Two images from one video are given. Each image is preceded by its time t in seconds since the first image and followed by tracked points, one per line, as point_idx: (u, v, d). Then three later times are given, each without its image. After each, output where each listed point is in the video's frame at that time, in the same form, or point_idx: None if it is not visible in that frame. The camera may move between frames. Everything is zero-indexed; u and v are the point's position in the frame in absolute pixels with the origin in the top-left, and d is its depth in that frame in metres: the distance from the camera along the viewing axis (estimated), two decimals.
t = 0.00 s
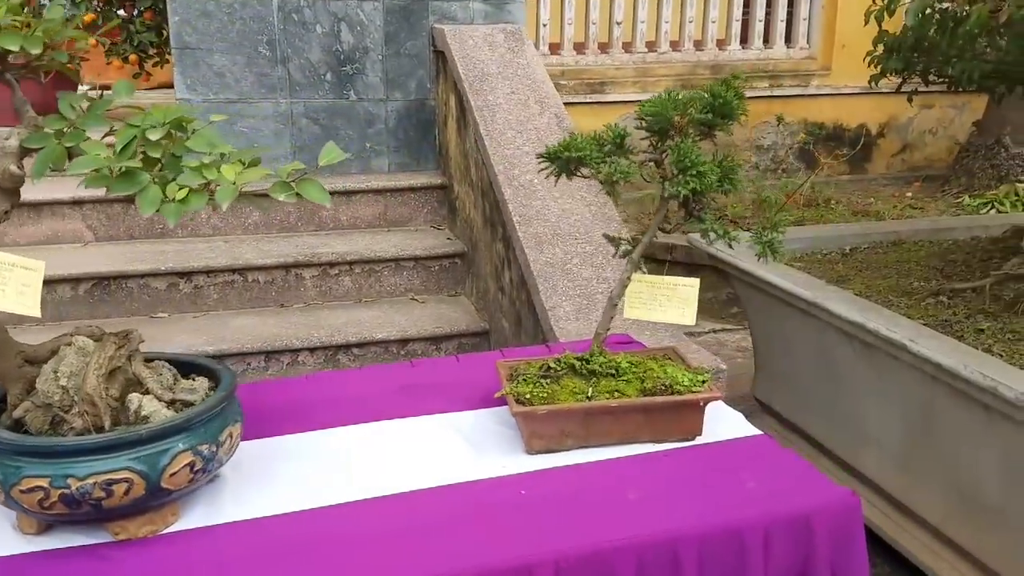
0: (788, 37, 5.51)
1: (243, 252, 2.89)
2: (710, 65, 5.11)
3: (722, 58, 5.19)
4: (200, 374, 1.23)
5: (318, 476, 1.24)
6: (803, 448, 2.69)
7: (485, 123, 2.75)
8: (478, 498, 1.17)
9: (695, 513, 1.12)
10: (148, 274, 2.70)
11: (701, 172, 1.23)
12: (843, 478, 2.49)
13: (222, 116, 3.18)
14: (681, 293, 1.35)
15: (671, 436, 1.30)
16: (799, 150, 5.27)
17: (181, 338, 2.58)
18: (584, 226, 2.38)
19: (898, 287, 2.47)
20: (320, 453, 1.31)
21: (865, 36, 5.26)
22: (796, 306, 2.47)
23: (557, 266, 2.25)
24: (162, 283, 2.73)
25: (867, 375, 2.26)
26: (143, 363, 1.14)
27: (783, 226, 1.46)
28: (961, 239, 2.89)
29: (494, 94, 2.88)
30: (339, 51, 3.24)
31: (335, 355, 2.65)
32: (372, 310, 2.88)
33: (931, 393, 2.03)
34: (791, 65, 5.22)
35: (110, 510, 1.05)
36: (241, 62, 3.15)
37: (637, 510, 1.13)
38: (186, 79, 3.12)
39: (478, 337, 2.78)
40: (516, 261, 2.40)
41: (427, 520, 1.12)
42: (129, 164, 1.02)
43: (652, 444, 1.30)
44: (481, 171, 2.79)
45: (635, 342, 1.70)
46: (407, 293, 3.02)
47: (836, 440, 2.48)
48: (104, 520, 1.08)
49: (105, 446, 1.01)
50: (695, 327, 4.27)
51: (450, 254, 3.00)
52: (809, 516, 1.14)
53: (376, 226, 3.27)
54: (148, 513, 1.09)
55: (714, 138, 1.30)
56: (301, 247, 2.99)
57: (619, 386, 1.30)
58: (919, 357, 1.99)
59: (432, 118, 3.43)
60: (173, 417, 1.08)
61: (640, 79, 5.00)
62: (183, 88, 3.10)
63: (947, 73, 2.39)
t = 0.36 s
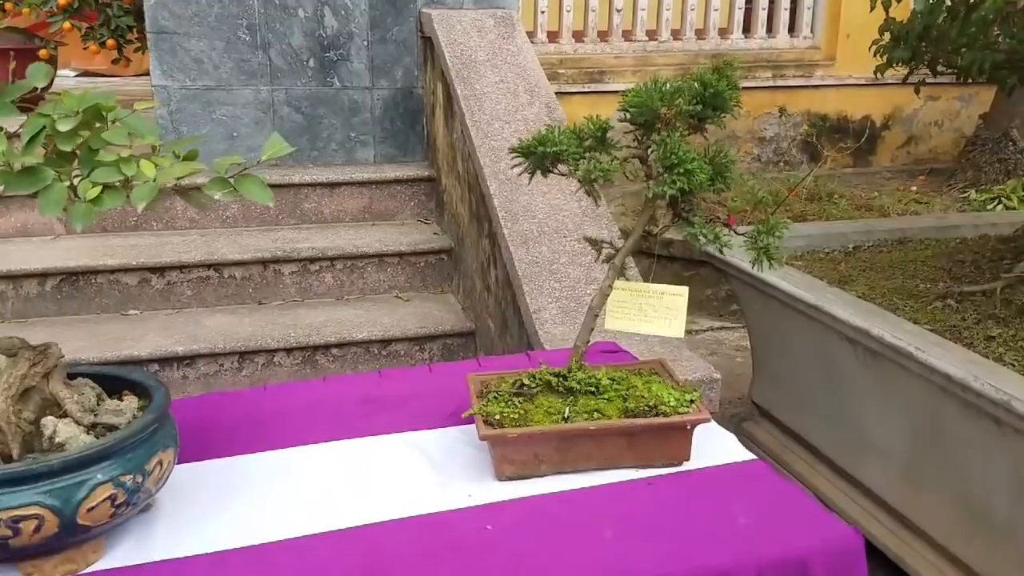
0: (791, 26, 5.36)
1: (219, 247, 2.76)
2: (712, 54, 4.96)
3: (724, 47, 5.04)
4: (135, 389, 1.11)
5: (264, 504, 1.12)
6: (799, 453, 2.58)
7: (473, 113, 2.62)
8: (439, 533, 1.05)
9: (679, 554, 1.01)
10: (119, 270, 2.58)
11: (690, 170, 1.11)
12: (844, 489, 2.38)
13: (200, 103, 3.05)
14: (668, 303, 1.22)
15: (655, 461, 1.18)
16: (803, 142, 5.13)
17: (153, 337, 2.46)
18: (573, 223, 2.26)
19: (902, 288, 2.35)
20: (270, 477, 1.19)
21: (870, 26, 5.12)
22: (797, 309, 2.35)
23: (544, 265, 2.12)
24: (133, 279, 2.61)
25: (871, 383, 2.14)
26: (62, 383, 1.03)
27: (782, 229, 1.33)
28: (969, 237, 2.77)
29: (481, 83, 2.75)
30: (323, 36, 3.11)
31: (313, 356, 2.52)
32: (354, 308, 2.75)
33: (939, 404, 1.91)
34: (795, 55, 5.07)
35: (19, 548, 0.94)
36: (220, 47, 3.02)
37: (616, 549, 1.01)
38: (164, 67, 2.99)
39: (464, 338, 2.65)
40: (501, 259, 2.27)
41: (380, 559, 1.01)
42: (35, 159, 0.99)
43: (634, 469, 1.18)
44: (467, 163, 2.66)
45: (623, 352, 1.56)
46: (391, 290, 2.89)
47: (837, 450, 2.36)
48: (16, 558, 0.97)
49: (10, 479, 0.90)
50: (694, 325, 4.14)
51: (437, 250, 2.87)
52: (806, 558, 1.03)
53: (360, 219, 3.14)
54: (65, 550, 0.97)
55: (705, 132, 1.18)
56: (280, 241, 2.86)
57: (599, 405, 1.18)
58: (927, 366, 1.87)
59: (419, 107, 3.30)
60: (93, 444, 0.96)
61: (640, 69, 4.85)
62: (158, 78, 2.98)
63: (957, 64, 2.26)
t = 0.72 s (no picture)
0: (803, 8, 5.23)
1: (207, 237, 2.66)
2: (721, 36, 4.82)
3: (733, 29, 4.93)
4: (83, 408, 1.02)
5: (225, 532, 1.03)
6: (812, 458, 2.48)
7: (469, 99, 2.51)
8: (414, 567, 0.96)
9: None
10: (102, 262, 2.48)
11: (690, 170, 1.01)
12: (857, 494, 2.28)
13: (189, 88, 2.95)
14: (667, 311, 1.13)
15: (652, 485, 1.08)
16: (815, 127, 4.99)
17: (137, 331, 2.36)
18: (573, 215, 2.15)
19: (918, 285, 2.24)
20: (233, 499, 1.09)
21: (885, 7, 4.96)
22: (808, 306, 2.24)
23: (541, 261, 2.01)
24: (117, 271, 2.51)
25: (886, 386, 2.03)
26: None
27: (792, 231, 1.22)
28: (987, 229, 2.66)
29: (478, 67, 2.65)
30: (315, 18, 3.01)
31: (303, 352, 2.43)
32: (347, 301, 2.65)
33: (958, 411, 1.81)
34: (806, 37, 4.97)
35: None
36: (209, 29, 2.91)
37: None
38: (151, 51, 2.88)
39: (460, 333, 2.55)
40: (497, 253, 2.17)
41: None
42: None
43: (629, 494, 1.08)
44: (463, 151, 2.55)
45: (620, 360, 1.45)
46: (386, 282, 2.79)
47: (850, 454, 2.26)
48: None
49: None
50: (701, 317, 4.04)
51: (433, 241, 2.77)
52: None
53: (354, 208, 3.04)
54: None
55: (708, 127, 1.07)
56: (271, 231, 2.76)
57: (591, 425, 1.08)
58: (944, 372, 1.77)
59: (417, 92, 3.19)
60: (30, 472, 0.87)
61: (648, 51, 4.71)
62: (144, 61, 2.88)
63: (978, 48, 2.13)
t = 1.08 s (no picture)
0: None
1: (206, 238, 2.61)
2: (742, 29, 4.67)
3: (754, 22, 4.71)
4: (31, 430, 0.96)
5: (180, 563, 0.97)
6: (825, 470, 2.40)
7: (472, 96, 2.43)
8: None
9: None
10: (98, 263, 2.42)
11: (679, 178, 0.93)
12: (871, 507, 2.19)
13: (190, 85, 2.90)
14: (655, 326, 1.04)
15: (637, 515, 1.01)
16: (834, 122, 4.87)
17: (131, 334, 2.30)
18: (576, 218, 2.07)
19: (935, 290, 2.14)
20: (193, 526, 1.03)
21: None
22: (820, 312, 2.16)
23: (541, 266, 1.94)
24: (113, 272, 2.46)
25: (901, 397, 1.94)
26: None
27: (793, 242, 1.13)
28: (1010, 230, 2.55)
29: (482, 64, 2.57)
30: (318, 13, 2.94)
31: (300, 357, 2.38)
32: (347, 303, 2.58)
33: (973, 425, 1.71)
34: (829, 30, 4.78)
35: None
36: (210, 25, 2.86)
37: None
38: (151, 47, 2.83)
39: (460, 338, 2.48)
40: (496, 257, 2.10)
41: None
42: None
43: (612, 524, 1.01)
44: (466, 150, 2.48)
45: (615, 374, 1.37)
46: (387, 284, 2.73)
47: (863, 465, 2.17)
48: None
49: None
50: (714, 317, 3.95)
51: (435, 242, 2.70)
52: None
53: (357, 208, 2.98)
54: None
55: (700, 131, 0.99)
56: (271, 232, 2.70)
57: (573, 450, 1.01)
58: (959, 384, 1.68)
59: (422, 88, 3.13)
60: None
61: (665, 45, 4.59)
62: (145, 58, 2.82)
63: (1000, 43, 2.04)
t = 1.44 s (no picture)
0: None
1: (221, 230, 2.59)
2: (786, 15, 4.53)
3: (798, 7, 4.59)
4: None
5: None
6: (846, 478, 2.31)
7: (488, 88, 2.37)
8: None
9: None
10: (115, 254, 2.43)
11: (655, 185, 0.86)
12: (891, 518, 2.10)
13: (211, 75, 2.87)
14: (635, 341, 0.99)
15: (609, 538, 0.96)
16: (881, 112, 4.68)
17: (144, 327, 2.30)
18: (588, 216, 2.00)
19: (964, 293, 2.04)
20: (151, 537, 1.00)
21: None
22: (842, 315, 2.06)
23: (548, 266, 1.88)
24: (130, 263, 2.46)
25: (923, 408, 1.84)
26: None
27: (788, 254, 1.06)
28: None
29: (500, 55, 2.51)
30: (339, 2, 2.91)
31: (311, 351, 2.36)
32: (359, 297, 2.57)
33: (995, 442, 1.62)
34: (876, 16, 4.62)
35: None
36: (230, 14, 2.83)
37: None
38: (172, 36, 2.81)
39: (473, 334, 2.44)
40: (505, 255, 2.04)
41: None
42: None
43: (583, 548, 0.96)
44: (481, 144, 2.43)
45: (602, 384, 1.31)
46: (403, 278, 2.69)
47: (883, 476, 2.08)
48: None
49: None
50: (745, 314, 3.86)
51: (451, 236, 2.65)
52: None
53: (376, 200, 2.95)
54: None
55: (684, 135, 0.92)
56: (288, 224, 2.68)
57: (543, 469, 0.96)
58: (980, 399, 1.58)
59: (444, 79, 3.08)
60: None
61: (704, 32, 4.44)
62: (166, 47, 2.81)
63: None
